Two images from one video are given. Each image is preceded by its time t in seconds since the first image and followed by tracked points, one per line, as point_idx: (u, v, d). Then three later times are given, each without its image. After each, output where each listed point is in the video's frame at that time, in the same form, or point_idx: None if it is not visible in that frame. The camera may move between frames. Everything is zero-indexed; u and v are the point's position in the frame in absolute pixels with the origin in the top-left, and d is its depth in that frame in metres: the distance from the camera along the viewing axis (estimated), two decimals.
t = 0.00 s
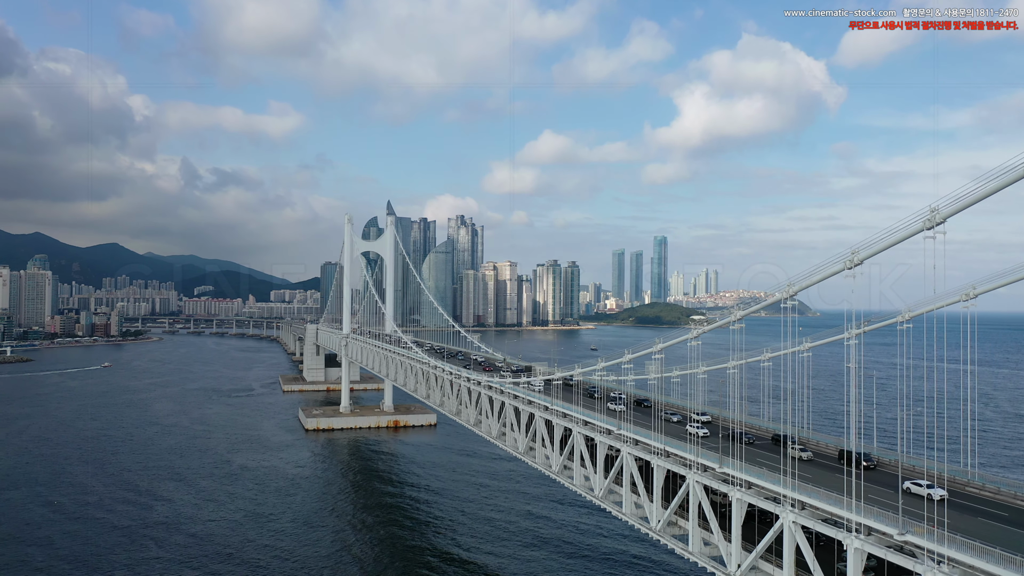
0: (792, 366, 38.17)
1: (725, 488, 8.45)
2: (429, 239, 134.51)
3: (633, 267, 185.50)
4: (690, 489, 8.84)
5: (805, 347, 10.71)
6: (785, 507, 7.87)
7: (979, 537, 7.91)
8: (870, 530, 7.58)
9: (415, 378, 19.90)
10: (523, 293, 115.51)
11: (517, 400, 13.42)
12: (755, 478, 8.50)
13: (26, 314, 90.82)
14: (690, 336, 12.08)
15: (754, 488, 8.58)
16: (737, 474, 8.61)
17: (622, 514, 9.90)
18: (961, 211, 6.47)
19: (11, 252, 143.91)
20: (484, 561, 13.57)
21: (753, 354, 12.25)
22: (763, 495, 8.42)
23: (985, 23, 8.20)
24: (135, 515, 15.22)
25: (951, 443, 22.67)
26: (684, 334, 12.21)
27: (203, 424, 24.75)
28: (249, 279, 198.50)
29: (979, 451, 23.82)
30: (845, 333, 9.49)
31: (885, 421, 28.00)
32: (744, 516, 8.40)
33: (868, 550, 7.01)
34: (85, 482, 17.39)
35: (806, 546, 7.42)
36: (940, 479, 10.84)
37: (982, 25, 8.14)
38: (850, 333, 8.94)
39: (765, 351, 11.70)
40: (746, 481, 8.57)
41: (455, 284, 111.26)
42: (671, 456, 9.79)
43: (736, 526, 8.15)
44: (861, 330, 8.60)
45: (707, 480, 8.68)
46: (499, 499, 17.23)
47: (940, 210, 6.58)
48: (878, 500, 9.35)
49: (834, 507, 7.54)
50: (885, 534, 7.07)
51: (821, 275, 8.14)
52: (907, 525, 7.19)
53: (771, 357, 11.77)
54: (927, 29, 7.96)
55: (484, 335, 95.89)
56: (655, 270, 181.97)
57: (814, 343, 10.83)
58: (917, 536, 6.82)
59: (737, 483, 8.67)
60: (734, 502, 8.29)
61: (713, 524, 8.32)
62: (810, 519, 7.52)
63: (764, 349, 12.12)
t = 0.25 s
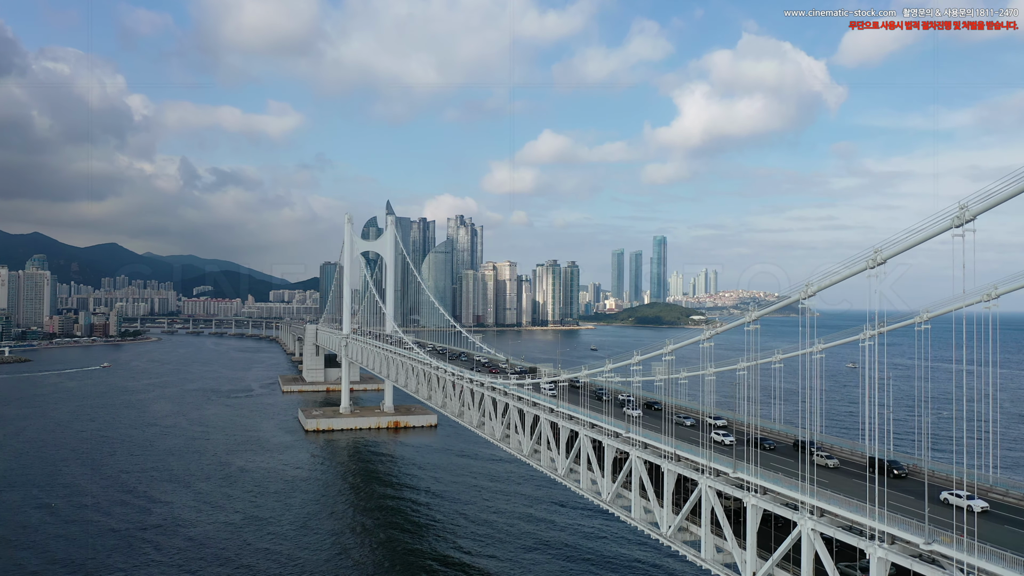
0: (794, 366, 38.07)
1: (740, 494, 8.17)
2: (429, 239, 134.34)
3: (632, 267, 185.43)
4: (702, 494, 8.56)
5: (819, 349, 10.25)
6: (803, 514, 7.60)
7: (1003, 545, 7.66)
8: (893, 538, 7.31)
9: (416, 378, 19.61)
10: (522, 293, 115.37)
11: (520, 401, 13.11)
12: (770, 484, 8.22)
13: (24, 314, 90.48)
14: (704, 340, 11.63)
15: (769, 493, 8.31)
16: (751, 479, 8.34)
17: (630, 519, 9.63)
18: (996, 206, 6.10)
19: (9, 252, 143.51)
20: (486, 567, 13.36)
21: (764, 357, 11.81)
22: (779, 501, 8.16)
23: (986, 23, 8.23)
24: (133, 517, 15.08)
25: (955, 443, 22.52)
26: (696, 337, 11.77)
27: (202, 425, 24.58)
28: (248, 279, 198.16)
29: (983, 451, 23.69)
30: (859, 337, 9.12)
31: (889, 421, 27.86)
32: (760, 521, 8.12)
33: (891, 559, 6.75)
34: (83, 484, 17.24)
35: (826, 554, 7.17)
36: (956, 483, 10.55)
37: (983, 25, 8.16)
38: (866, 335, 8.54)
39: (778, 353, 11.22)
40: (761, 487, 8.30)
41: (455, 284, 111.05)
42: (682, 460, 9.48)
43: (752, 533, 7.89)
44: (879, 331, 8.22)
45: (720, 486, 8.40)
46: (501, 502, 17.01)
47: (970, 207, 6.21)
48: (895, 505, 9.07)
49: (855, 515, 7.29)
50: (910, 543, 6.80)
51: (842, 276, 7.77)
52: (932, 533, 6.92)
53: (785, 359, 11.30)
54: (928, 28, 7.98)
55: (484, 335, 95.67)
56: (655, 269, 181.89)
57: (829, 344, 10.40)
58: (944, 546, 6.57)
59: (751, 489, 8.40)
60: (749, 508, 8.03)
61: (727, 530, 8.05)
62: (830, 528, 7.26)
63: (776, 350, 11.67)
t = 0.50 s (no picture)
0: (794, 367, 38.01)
1: (756, 501, 7.89)
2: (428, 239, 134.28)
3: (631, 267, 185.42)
4: (715, 500, 8.28)
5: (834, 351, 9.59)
6: (823, 522, 7.34)
7: None
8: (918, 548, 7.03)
9: (418, 380, 19.31)
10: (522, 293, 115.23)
11: (524, 403, 12.79)
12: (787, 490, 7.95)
13: (23, 314, 90.27)
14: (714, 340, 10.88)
15: (786, 500, 8.04)
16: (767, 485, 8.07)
17: (640, 525, 9.35)
18: None
19: (8, 252, 143.26)
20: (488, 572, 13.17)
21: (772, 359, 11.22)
22: (796, 508, 7.89)
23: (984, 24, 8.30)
24: (131, 520, 14.94)
25: (958, 445, 22.41)
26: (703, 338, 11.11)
27: (201, 426, 24.42)
28: (247, 279, 197.90)
29: (986, 452, 23.62)
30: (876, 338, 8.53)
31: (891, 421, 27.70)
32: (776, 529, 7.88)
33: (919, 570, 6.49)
34: (81, 486, 17.12)
35: (847, 564, 6.93)
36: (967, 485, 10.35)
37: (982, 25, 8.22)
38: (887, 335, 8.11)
39: (789, 354, 10.56)
40: (778, 493, 8.02)
41: (454, 283, 110.89)
42: (694, 464, 9.20)
43: (768, 540, 7.64)
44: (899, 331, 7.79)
45: (734, 491, 8.13)
46: (504, 506, 16.80)
47: (1005, 205, 5.97)
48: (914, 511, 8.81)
49: (878, 523, 7.02)
50: (938, 554, 6.52)
51: (866, 274, 7.28)
52: (960, 543, 6.66)
53: (795, 361, 10.67)
54: (929, 28, 8.05)
55: (483, 335, 95.51)
56: (655, 270, 181.83)
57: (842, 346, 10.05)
58: (974, 557, 6.32)
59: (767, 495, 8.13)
60: (765, 515, 7.78)
61: (742, 539, 7.78)
62: (852, 537, 7.00)
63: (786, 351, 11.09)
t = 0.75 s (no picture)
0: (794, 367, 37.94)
1: (772, 506, 7.62)
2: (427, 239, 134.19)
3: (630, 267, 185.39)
4: (730, 505, 8.02)
5: (851, 353, 9.18)
6: (842, 529, 7.06)
7: None
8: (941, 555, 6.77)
9: (419, 382, 19.03)
10: (522, 293, 115.10)
11: (529, 405, 12.53)
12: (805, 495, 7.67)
13: (22, 314, 90.12)
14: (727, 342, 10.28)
15: (803, 506, 7.76)
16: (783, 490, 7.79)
17: (650, 530, 9.10)
18: None
19: (7, 252, 143.03)
20: None
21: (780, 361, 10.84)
22: (814, 514, 7.61)
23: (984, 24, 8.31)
24: (129, 522, 14.83)
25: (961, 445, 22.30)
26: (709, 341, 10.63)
27: (200, 427, 24.31)
28: (246, 279, 197.69)
29: (988, 453, 23.54)
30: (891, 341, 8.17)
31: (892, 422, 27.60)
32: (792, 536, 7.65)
33: None
34: (79, 487, 16.99)
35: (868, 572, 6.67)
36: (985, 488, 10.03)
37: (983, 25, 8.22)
38: (902, 336, 7.86)
39: (800, 355, 10.11)
40: (795, 499, 7.74)
41: (453, 284, 110.74)
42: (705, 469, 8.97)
43: (785, 547, 7.38)
44: (918, 331, 7.49)
45: (748, 497, 7.87)
46: (506, 509, 16.62)
47: None
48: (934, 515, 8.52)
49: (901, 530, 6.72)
50: (964, 563, 6.25)
51: (888, 273, 6.88)
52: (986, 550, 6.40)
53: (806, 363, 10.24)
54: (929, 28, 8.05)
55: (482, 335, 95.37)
56: (654, 270, 181.74)
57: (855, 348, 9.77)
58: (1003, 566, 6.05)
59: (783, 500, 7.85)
60: (780, 521, 7.55)
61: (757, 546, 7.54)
62: (874, 544, 6.72)
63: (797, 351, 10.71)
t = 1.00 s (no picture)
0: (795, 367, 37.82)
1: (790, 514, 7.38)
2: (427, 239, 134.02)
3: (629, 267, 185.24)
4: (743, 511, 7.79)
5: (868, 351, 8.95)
6: (863, 536, 6.83)
7: None
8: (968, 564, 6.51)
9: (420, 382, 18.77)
10: (522, 293, 114.97)
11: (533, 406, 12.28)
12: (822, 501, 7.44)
13: (20, 314, 89.86)
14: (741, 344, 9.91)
15: (820, 512, 7.54)
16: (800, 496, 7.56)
17: (659, 536, 8.84)
18: None
19: (5, 252, 142.75)
20: None
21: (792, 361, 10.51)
22: (833, 521, 7.37)
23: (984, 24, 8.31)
24: (128, 524, 14.67)
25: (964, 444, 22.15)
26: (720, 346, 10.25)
27: (199, 427, 24.14)
28: (245, 279, 197.36)
29: (991, 453, 23.43)
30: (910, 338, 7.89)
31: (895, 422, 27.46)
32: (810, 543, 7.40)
33: None
34: (78, 487, 16.86)
35: None
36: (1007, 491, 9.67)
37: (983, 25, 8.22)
38: (918, 337, 7.69)
39: (813, 354, 9.80)
40: (812, 505, 7.51)
41: (453, 284, 110.54)
42: (718, 473, 8.71)
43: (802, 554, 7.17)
44: (939, 333, 7.28)
45: (764, 502, 7.63)
46: (508, 511, 16.42)
47: None
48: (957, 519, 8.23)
49: (928, 540, 6.44)
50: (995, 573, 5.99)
51: (912, 272, 6.66)
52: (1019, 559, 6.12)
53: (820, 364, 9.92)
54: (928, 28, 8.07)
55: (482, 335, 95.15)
56: (653, 269, 181.72)
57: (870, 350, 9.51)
58: None
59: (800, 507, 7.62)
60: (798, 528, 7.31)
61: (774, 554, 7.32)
62: (897, 552, 6.49)
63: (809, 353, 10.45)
